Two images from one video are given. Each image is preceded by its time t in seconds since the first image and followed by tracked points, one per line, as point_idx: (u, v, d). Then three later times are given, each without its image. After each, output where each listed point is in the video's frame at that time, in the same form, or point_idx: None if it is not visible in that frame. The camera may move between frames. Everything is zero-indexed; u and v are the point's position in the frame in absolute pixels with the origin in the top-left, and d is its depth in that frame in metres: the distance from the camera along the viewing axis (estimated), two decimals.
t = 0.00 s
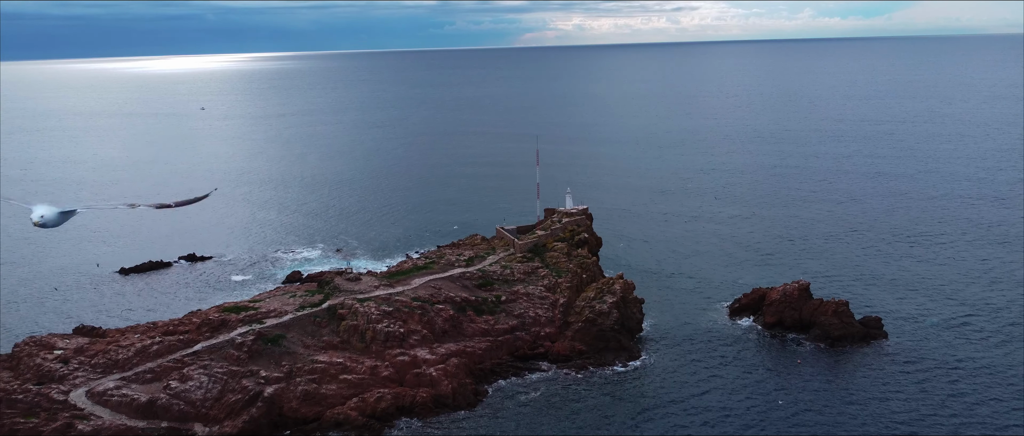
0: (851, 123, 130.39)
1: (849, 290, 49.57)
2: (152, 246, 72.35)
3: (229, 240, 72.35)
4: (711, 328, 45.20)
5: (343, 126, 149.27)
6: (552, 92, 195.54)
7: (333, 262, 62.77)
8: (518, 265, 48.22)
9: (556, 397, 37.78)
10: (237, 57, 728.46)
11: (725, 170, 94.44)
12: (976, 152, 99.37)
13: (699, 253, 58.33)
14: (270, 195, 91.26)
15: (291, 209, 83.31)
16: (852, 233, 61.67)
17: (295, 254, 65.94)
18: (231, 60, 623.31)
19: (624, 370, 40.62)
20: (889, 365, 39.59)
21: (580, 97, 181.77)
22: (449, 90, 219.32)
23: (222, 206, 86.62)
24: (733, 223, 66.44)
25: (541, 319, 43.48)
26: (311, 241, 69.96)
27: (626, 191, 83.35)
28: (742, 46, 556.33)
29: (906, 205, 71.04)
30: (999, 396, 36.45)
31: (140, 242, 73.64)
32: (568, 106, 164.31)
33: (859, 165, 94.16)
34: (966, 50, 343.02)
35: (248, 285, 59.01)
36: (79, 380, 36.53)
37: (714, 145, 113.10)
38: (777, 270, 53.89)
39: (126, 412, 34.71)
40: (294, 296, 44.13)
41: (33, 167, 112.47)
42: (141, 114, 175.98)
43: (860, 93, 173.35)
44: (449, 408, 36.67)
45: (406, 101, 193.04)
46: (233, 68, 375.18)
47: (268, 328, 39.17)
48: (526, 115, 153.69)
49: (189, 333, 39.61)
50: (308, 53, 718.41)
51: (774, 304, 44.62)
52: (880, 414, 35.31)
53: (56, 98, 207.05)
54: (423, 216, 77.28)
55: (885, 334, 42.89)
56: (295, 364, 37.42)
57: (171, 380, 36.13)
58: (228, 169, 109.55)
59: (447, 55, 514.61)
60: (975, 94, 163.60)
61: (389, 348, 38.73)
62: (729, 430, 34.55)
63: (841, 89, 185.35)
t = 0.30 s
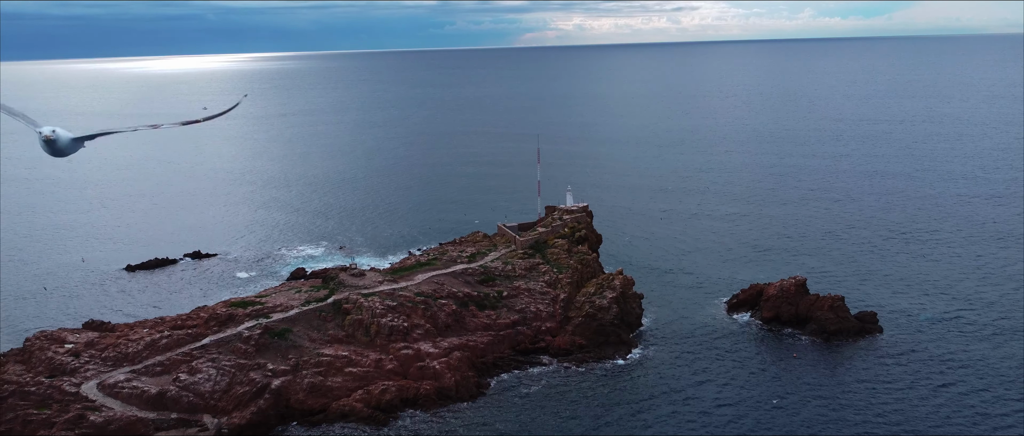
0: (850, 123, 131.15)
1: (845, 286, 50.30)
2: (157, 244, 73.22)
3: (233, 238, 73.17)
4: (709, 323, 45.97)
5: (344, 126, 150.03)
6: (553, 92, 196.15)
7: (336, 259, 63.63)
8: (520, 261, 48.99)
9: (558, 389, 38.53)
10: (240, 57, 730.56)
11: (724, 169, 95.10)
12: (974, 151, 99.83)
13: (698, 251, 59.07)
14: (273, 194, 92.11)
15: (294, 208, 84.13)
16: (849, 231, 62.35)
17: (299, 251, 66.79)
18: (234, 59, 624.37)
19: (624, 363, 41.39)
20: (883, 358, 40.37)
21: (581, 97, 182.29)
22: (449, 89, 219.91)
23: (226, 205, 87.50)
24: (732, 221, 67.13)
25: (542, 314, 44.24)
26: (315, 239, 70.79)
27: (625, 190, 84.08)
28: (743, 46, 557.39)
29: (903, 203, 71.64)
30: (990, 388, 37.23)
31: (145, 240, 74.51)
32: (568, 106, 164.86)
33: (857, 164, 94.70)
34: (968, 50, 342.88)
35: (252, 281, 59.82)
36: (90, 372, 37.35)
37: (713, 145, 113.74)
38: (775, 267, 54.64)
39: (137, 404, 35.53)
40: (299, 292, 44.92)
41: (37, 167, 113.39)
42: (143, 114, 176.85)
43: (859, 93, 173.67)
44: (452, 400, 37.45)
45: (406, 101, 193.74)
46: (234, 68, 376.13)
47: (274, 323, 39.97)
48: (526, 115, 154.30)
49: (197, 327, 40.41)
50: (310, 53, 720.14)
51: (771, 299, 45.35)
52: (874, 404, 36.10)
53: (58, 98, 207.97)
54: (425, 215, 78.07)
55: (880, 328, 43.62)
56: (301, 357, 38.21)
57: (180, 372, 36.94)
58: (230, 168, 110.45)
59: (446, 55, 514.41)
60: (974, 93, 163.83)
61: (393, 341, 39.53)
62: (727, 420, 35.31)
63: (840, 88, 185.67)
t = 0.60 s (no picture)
0: (848, 122, 131.94)
1: (842, 281, 51.09)
2: (162, 243, 74.15)
3: (238, 236, 74.11)
4: (707, 318, 46.76)
5: (346, 126, 150.88)
6: (553, 92, 196.73)
7: (340, 256, 64.56)
8: (521, 258, 49.81)
9: (559, 382, 39.29)
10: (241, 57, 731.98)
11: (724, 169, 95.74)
12: (972, 151, 100.41)
13: (697, 248, 59.89)
14: (277, 193, 92.97)
15: (297, 206, 85.05)
16: (846, 228, 63.06)
17: (303, 249, 67.71)
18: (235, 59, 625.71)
19: (623, 357, 42.16)
20: (877, 351, 41.15)
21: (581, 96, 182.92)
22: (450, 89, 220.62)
23: (229, 204, 88.36)
24: (730, 220, 67.81)
25: (544, 309, 45.03)
26: (318, 237, 71.74)
27: (626, 188, 84.90)
28: (744, 46, 558.18)
29: (900, 201, 72.35)
30: (982, 379, 37.98)
31: (150, 239, 75.42)
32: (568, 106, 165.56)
33: (856, 164, 95.29)
34: (969, 49, 343.22)
35: (258, 278, 60.73)
36: (101, 365, 38.15)
37: (712, 145, 114.40)
38: (772, 264, 55.46)
39: (147, 396, 36.34)
40: (304, 287, 45.75)
41: (42, 167, 114.33)
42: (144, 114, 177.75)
43: (859, 93, 173.96)
44: (455, 392, 38.23)
45: (408, 101, 194.47)
46: (236, 68, 377.28)
47: (280, 317, 40.77)
48: (527, 115, 154.97)
49: (205, 321, 41.23)
50: (312, 53, 722.20)
51: (769, 294, 46.13)
52: (868, 395, 36.85)
53: (61, 98, 209.09)
54: (426, 214, 78.93)
55: (875, 323, 44.38)
56: (307, 350, 39.01)
57: (189, 365, 37.75)
58: (234, 167, 111.35)
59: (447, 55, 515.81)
60: (974, 93, 164.13)
61: (398, 335, 40.33)
62: (724, 410, 36.07)
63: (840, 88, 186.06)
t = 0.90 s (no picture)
0: (847, 122, 132.60)
1: (838, 277, 51.86)
2: (167, 240, 75.01)
3: (242, 234, 74.98)
4: (705, 313, 47.54)
5: (347, 126, 151.65)
6: (554, 92, 197.42)
7: (344, 253, 65.44)
8: (522, 254, 50.60)
9: (559, 375, 40.05)
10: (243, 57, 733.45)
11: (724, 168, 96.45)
12: (969, 150, 101.04)
13: (695, 245, 60.67)
14: (280, 192, 93.75)
15: (300, 205, 85.89)
16: (843, 226, 63.79)
17: (307, 246, 68.56)
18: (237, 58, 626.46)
19: (623, 351, 42.90)
20: (872, 345, 41.85)
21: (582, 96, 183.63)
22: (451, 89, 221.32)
23: (233, 203, 89.21)
24: (729, 218, 68.56)
25: (544, 304, 45.80)
26: (321, 235, 72.61)
27: (626, 188, 85.67)
28: (745, 45, 558.55)
29: (897, 199, 73.04)
30: (974, 372, 38.69)
31: (155, 237, 76.27)
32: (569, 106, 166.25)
33: (854, 163, 95.95)
34: (971, 48, 342.82)
35: (262, 274, 61.61)
36: (110, 359, 38.95)
37: (712, 145, 115.07)
38: (769, 261, 56.24)
39: (156, 388, 37.12)
40: (309, 282, 46.55)
41: (47, 166, 115.20)
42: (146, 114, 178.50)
43: (859, 92, 174.46)
44: (458, 385, 39.00)
45: (409, 100, 195.22)
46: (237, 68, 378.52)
47: (286, 311, 41.59)
48: (527, 114, 155.64)
49: (212, 316, 42.04)
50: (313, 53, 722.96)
51: (766, 290, 46.89)
52: (863, 386, 37.60)
53: (64, 98, 210.12)
54: (429, 213, 79.75)
55: (871, 318, 45.07)
56: (313, 344, 39.79)
57: (197, 358, 38.55)
58: (237, 166, 112.28)
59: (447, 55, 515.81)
60: (973, 92, 164.56)
61: (401, 329, 41.17)
62: (721, 401, 36.83)
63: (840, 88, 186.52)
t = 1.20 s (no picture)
0: (846, 121, 133.24)
1: (835, 273, 52.68)
2: (173, 238, 75.92)
3: (247, 232, 75.86)
4: (704, 309, 48.31)
5: (349, 125, 152.57)
6: (554, 91, 198.16)
7: (347, 250, 66.37)
8: (523, 250, 51.38)
9: (561, 369, 40.78)
10: (246, 57, 734.68)
11: (722, 167, 97.21)
12: (967, 149, 101.73)
13: (694, 243, 61.47)
14: (283, 191, 94.55)
15: (303, 204, 86.80)
16: (840, 224, 64.55)
17: (311, 244, 69.48)
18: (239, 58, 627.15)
19: (624, 346, 43.58)
20: (866, 339, 42.54)
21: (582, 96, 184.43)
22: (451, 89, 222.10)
23: (236, 201, 90.12)
24: (727, 216, 69.38)
25: (545, 300, 46.54)
26: (325, 233, 73.52)
27: (626, 187, 86.49)
28: (746, 45, 559.06)
29: (894, 198, 73.81)
30: (966, 364, 39.39)
31: (161, 235, 77.20)
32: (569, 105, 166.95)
33: (853, 162, 96.69)
34: (972, 48, 343.06)
35: (268, 271, 62.51)
36: (120, 352, 39.75)
37: (712, 144, 115.77)
38: (766, 258, 57.06)
39: (165, 381, 37.89)
40: (314, 278, 47.35)
41: (51, 165, 116.09)
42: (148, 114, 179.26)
43: (858, 92, 175.06)
44: (460, 378, 39.74)
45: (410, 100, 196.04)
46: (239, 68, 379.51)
47: (292, 306, 42.41)
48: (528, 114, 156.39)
49: (219, 311, 42.84)
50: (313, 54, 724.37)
51: (763, 286, 47.60)
52: (857, 378, 38.33)
53: (66, 98, 210.87)
54: (430, 213, 80.62)
55: (867, 314, 45.75)
56: (318, 338, 40.58)
57: (205, 352, 39.35)
58: (240, 166, 113.14)
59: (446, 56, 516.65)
60: (972, 92, 165.06)
61: (405, 324, 41.97)
62: (718, 394, 37.56)
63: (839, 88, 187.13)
